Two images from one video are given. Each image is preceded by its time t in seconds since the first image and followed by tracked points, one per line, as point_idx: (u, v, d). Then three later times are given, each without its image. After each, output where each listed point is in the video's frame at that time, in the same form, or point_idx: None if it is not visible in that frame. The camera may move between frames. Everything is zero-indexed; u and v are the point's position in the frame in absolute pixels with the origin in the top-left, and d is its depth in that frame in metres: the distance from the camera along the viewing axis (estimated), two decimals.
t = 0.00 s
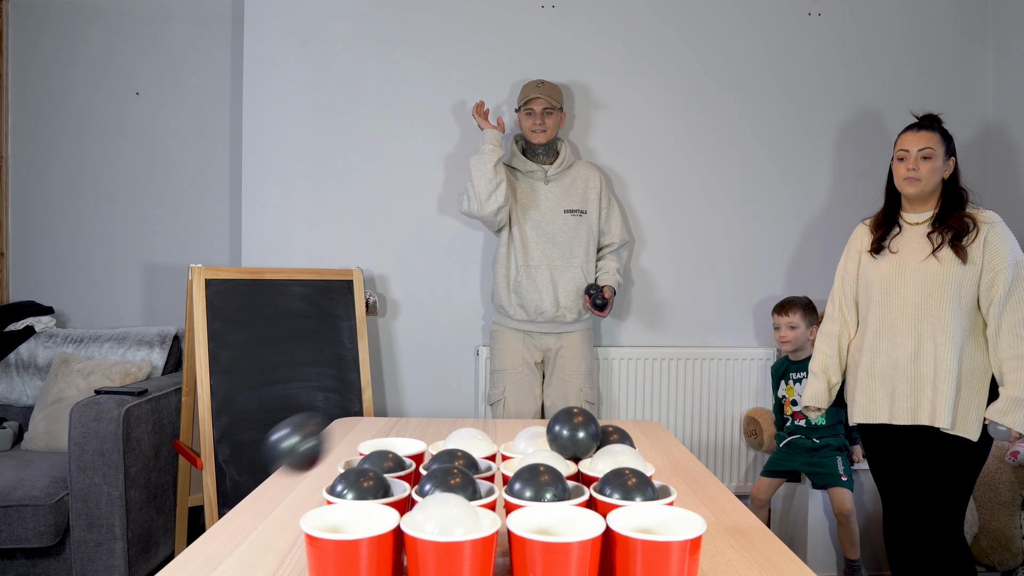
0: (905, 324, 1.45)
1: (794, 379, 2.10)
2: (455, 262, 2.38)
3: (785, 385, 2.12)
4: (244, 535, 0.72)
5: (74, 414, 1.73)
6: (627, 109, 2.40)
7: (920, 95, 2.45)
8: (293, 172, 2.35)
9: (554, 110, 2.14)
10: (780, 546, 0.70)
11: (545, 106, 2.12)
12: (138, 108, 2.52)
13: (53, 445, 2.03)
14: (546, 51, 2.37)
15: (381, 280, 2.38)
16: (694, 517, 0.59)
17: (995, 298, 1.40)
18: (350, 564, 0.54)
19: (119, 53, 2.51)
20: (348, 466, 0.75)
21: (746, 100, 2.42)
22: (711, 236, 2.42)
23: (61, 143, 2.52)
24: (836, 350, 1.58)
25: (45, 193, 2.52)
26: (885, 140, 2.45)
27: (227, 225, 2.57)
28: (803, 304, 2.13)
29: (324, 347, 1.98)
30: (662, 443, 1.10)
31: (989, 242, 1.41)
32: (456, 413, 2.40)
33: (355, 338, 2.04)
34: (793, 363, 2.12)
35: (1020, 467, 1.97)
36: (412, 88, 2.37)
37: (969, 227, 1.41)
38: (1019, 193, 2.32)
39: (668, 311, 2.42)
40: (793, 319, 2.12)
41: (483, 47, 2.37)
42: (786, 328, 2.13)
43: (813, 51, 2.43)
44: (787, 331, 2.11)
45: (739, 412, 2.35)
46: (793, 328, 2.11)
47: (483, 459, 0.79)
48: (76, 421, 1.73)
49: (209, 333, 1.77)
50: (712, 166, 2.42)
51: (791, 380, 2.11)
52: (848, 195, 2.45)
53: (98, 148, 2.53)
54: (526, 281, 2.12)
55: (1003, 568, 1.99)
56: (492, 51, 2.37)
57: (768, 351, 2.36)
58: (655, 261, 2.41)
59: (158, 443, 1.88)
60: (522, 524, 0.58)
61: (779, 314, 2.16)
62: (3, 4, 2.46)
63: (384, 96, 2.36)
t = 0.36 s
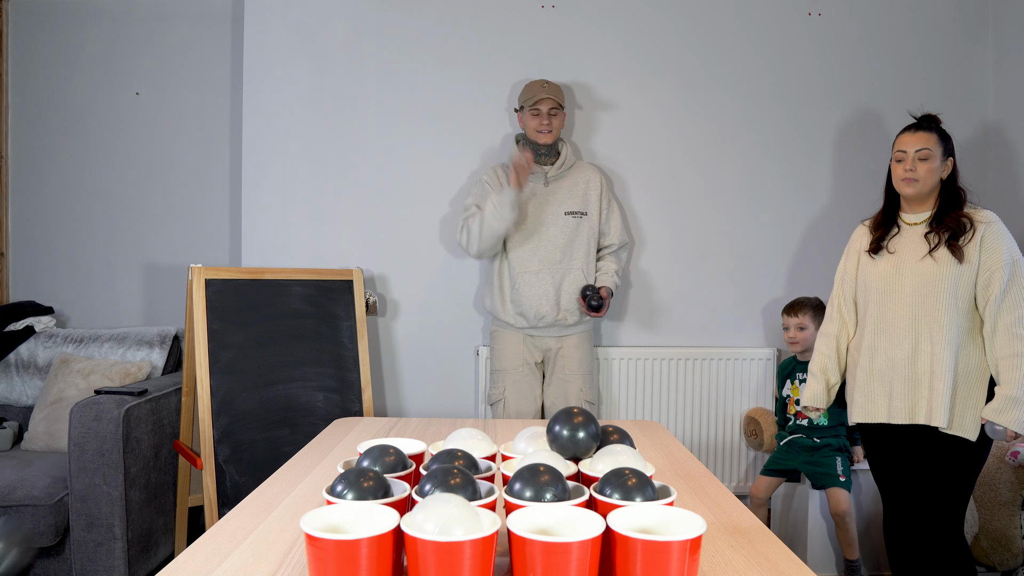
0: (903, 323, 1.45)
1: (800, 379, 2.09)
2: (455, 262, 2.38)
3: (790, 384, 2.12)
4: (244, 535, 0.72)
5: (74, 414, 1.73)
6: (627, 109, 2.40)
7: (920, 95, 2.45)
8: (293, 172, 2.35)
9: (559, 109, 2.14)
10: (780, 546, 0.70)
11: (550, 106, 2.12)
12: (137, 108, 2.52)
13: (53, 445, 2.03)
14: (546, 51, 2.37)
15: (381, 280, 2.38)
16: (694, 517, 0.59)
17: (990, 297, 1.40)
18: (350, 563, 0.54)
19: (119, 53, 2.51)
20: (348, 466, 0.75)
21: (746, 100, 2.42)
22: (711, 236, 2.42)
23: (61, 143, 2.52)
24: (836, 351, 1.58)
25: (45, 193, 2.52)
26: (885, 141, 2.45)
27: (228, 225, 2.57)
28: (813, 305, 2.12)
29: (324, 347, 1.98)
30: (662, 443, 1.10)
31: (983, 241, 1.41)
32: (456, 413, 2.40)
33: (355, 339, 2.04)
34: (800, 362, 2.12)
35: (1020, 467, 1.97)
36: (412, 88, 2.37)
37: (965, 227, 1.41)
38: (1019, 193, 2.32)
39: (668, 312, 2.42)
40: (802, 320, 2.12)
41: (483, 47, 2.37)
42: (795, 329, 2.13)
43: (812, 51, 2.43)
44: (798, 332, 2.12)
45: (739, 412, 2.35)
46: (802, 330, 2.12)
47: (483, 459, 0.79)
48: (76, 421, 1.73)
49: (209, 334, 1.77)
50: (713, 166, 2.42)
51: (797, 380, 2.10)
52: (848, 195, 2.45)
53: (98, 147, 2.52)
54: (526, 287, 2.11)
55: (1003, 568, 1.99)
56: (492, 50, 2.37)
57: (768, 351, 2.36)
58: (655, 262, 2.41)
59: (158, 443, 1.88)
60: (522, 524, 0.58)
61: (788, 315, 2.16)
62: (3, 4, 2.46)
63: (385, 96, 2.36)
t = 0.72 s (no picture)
0: (901, 324, 1.46)
1: (800, 380, 2.09)
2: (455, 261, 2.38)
3: (789, 385, 2.11)
4: (244, 535, 0.72)
5: (74, 414, 1.73)
6: (627, 108, 2.40)
7: (921, 94, 2.45)
8: (292, 172, 2.35)
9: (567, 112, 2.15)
10: (780, 546, 0.70)
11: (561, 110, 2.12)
12: (137, 108, 2.52)
13: (53, 445, 2.03)
14: (546, 51, 2.37)
15: (381, 280, 2.38)
16: (694, 517, 0.59)
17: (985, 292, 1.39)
18: (351, 564, 0.54)
19: (118, 53, 2.51)
20: (348, 465, 0.76)
21: (746, 100, 2.42)
22: (711, 236, 2.42)
23: (61, 143, 2.52)
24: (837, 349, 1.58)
25: (45, 193, 2.52)
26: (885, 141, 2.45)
27: (227, 225, 2.57)
28: (811, 305, 2.12)
29: (323, 347, 1.98)
30: (662, 443, 1.10)
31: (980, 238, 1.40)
32: (456, 412, 2.40)
33: (355, 339, 2.04)
34: (799, 363, 2.11)
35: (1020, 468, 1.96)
36: (412, 88, 2.37)
37: (962, 226, 1.41)
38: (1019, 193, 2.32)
39: (668, 312, 2.42)
40: (799, 319, 2.11)
41: (483, 47, 2.37)
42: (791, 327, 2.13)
43: (812, 51, 2.43)
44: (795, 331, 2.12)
45: (739, 412, 2.35)
46: (798, 329, 2.12)
47: (484, 459, 0.79)
48: (76, 421, 1.73)
49: (209, 334, 1.77)
50: (712, 166, 2.42)
51: (797, 380, 2.10)
52: (848, 195, 2.45)
53: (98, 148, 2.53)
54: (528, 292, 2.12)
55: (1003, 568, 1.99)
56: (492, 50, 2.37)
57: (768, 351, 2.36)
58: (655, 262, 2.41)
59: (158, 443, 1.88)
60: (522, 524, 0.58)
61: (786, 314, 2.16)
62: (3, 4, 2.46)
63: (384, 96, 2.36)
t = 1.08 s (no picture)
0: (871, 313, 1.50)
1: (795, 380, 2.09)
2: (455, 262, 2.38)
3: (785, 386, 2.11)
4: (244, 535, 0.72)
5: (74, 414, 1.73)
6: (628, 108, 2.40)
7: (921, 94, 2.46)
8: (293, 172, 2.35)
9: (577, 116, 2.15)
10: (780, 546, 0.70)
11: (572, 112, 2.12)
12: (138, 108, 2.52)
13: (53, 445, 2.03)
14: (546, 51, 2.37)
15: (381, 280, 2.38)
16: (694, 517, 0.59)
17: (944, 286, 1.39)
18: (351, 564, 0.54)
19: (119, 53, 2.51)
20: (349, 465, 0.75)
21: (747, 100, 2.42)
22: (712, 236, 2.42)
23: (61, 143, 2.52)
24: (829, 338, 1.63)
25: (45, 193, 2.52)
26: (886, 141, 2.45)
27: (228, 225, 2.57)
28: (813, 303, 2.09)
29: (323, 347, 1.98)
30: (662, 443, 1.10)
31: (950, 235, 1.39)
32: (456, 412, 2.40)
33: (355, 339, 2.04)
34: (796, 363, 2.10)
35: (1020, 467, 1.97)
36: (412, 88, 2.37)
37: (938, 225, 1.40)
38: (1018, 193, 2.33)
39: (668, 312, 2.42)
40: (796, 313, 2.09)
41: (484, 47, 2.37)
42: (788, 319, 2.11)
43: (812, 50, 2.43)
44: (791, 325, 2.09)
45: (739, 412, 2.35)
46: (793, 321, 2.09)
47: (483, 459, 0.79)
48: (76, 421, 1.73)
49: (209, 333, 1.77)
50: (713, 166, 2.42)
51: (793, 381, 2.10)
52: (848, 195, 2.45)
53: (98, 148, 2.52)
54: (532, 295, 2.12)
55: (1003, 568, 1.99)
56: (491, 50, 2.37)
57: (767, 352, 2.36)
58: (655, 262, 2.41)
59: (158, 443, 1.88)
60: (522, 524, 0.58)
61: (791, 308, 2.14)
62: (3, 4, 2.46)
63: (385, 96, 2.36)
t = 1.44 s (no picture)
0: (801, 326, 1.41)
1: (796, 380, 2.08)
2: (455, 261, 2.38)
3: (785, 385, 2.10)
4: (244, 535, 0.72)
5: (74, 414, 1.73)
6: (627, 108, 2.39)
7: (921, 94, 2.46)
8: (293, 172, 2.35)
9: (592, 123, 2.10)
10: (780, 546, 0.71)
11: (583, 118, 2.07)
12: (137, 108, 2.52)
13: (53, 445, 2.03)
14: (546, 51, 2.37)
15: (381, 280, 2.38)
16: (694, 517, 0.59)
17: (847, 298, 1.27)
18: (351, 564, 0.54)
19: (119, 53, 2.51)
20: (349, 465, 0.75)
21: (747, 100, 2.42)
22: (712, 236, 2.42)
23: (61, 143, 2.52)
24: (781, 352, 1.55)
25: (45, 193, 2.52)
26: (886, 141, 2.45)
27: (228, 225, 2.57)
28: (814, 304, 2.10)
29: (323, 347, 1.98)
30: (662, 443, 1.10)
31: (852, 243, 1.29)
32: (456, 412, 2.40)
33: (355, 339, 2.04)
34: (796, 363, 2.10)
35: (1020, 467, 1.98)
36: (412, 88, 2.37)
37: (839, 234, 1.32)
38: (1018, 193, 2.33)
39: (668, 312, 2.42)
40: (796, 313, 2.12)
41: (484, 47, 2.37)
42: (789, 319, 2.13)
43: (812, 50, 2.43)
44: (792, 324, 2.09)
45: (739, 412, 2.35)
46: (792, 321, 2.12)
47: (483, 459, 0.79)
48: (75, 421, 1.73)
49: (209, 333, 1.77)
50: (712, 166, 2.42)
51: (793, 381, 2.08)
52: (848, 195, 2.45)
53: (98, 147, 2.52)
54: (535, 291, 2.12)
55: (1003, 568, 2.00)
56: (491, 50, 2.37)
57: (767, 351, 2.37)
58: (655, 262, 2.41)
59: (158, 443, 1.88)
60: (522, 524, 0.58)
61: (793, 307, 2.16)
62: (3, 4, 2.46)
63: (385, 96, 2.36)
